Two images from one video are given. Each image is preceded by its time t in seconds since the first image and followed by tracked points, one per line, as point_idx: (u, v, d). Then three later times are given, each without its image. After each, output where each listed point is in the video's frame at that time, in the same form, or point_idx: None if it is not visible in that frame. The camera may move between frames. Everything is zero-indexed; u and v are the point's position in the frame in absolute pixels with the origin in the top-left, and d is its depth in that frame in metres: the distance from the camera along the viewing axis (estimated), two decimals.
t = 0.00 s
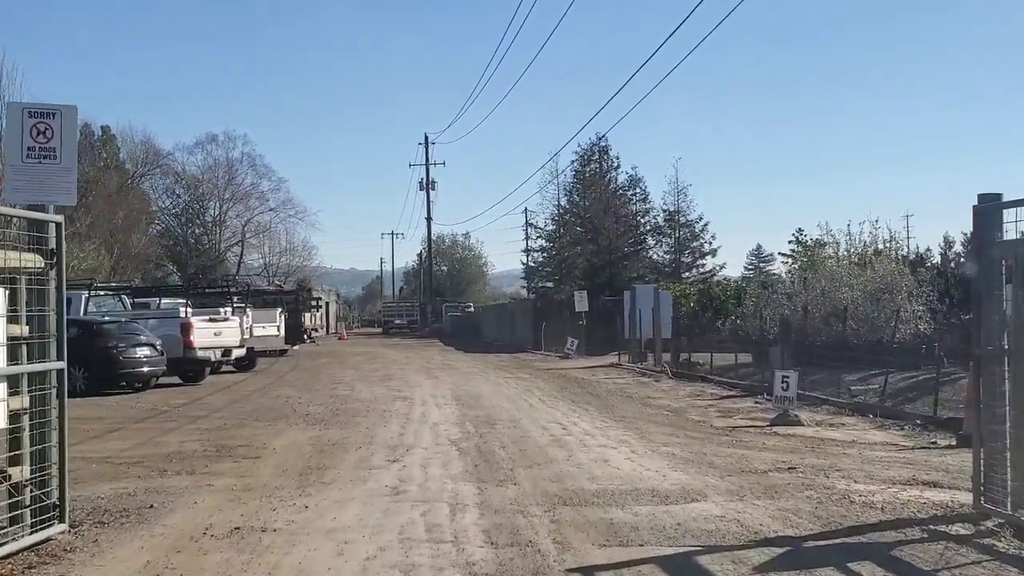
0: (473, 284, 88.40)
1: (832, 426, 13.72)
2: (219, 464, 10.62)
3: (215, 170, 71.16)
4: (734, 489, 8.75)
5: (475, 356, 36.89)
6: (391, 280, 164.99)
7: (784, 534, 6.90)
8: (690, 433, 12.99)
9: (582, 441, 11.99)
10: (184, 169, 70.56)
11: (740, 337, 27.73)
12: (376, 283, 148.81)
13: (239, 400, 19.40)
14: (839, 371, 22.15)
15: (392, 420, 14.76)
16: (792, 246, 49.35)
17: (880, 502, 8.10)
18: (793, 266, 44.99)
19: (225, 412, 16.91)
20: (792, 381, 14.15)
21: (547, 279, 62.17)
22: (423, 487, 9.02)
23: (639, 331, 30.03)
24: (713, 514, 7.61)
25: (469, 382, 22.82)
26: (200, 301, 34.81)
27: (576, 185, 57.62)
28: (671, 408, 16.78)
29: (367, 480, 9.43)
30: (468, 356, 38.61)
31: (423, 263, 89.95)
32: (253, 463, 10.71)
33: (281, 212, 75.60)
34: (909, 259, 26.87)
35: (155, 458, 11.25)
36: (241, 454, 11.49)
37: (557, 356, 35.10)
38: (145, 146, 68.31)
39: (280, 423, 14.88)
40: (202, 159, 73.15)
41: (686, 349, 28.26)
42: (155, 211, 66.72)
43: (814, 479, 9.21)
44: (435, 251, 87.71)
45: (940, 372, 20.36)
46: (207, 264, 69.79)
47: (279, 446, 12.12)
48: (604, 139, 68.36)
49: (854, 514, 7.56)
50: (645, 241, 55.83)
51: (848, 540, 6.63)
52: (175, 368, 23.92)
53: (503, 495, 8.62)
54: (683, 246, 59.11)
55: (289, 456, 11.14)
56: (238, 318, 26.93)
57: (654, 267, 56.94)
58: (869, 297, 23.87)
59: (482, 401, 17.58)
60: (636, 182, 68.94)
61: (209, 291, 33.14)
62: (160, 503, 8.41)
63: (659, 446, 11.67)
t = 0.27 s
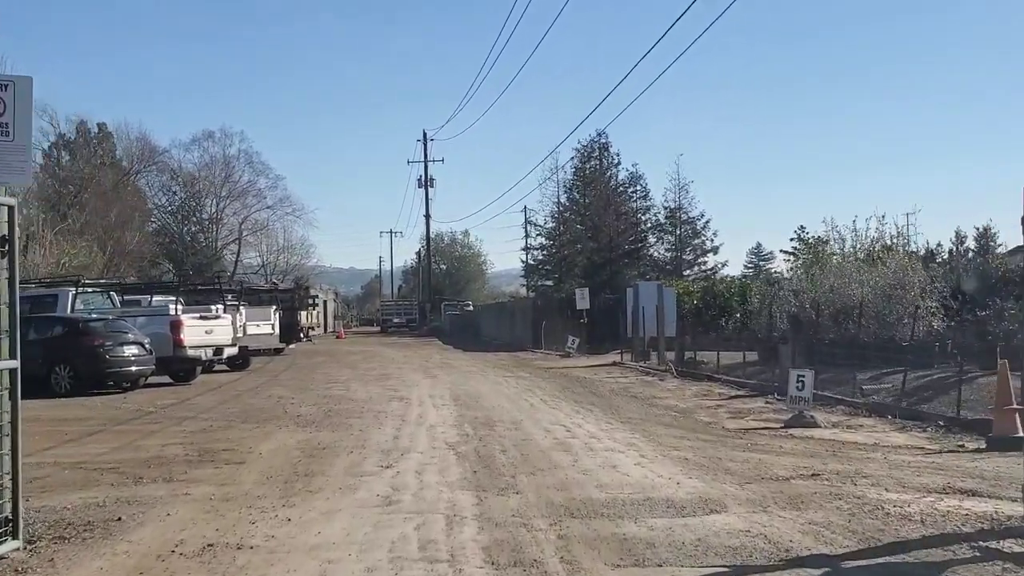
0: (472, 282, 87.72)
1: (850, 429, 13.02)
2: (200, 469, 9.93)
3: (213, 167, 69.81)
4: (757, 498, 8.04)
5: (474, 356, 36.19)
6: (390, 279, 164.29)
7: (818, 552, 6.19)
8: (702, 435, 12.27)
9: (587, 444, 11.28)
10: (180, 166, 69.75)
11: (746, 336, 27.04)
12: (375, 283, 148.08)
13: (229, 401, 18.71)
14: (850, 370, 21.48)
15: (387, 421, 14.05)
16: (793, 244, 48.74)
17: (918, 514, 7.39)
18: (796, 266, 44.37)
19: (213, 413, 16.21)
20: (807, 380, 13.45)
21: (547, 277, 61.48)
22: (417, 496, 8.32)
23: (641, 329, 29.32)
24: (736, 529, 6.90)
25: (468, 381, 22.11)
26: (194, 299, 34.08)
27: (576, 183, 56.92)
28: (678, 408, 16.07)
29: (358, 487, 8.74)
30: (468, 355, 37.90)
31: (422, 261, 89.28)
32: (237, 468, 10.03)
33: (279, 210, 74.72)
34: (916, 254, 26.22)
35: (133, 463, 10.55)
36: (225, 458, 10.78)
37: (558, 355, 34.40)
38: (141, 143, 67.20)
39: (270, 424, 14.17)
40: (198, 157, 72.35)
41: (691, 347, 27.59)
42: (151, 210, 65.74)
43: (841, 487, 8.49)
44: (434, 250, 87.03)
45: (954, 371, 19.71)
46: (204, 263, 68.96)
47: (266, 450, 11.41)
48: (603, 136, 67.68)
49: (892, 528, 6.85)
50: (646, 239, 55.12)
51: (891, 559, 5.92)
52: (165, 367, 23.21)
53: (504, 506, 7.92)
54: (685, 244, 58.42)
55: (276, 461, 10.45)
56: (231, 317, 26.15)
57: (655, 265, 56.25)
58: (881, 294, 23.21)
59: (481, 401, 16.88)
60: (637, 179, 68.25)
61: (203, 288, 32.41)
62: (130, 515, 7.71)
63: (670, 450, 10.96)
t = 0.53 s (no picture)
0: (471, 284, 87.05)
1: (871, 439, 12.32)
2: (179, 487, 9.22)
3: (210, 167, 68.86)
4: (784, 522, 7.33)
5: (473, 359, 35.50)
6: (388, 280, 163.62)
7: None
8: (715, 447, 11.56)
9: (594, 458, 10.56)
10: (176, 167, 69.01)
11: (752, 338, 26.35)
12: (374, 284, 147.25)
13: (218, 407, 18.00)
14: (861, 375, 20.80)
15: (383, 431, 13.35)
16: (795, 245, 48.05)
17: (967, 541, 6.67)
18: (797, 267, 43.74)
19: (201, 421, 15.50)
20: (826, 388, 12.76)
21: (546, 278, 60.80)
22: (411, 518, 7.61)
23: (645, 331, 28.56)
24: (766, 560, 6.19)
25: (467, 387, 21.39)
26: (187, 301, 33.36)
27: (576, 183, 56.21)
28: (687, 416, 15.35)
29: (348, 508, 8.03)
30: (466, 357, 37.21)
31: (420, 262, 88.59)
32: (220, 485, 9.32)
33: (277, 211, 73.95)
34: (927, 254, 25.51)
35: (108, 479, 9.84)
36: (207, 474, 10.08)
37: (559, 358, 33.68)
38: (137, 144, 66.36)
39: (258, 434, 13.45)
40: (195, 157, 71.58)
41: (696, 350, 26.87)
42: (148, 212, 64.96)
43: (875, 508, 7.78)
44: (432, 251, 86.35)
45: (968, 374, 19.03)
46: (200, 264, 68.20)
47: (252, 463, 10.70)
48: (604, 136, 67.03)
49: (941, 560, 6.14)
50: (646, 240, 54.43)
51: None
52: (155, 372, 22.50)
53: (507, 530, 7.20)
54: (686, 244, 57.74)
55: (262, 477, 9.72)
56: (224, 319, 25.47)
57: (656, 266, 55.56)
58: (893, 295, 22.50)
59: (481, 408, 16.17)
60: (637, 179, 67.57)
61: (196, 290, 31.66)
62: (95, 542, 6.99)
63: (683, 464, 10.24)
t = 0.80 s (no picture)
0: (470, 283, 86.35)
1: (895, 447, 11.61)
2: (154, 502, 8.51)
3: (206, 166, 68.35)
4: (819, 545, 6.61)
5: (472, 360, 34.79)
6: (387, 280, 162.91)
7: None
8: (731, 456, 10.84)
9: (603, 469, 9.84)
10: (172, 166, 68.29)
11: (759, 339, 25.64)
12: (372, 284, 146.49)
13: (207, 411, 17.28)
14: (874, 378, 20.09)
15: (378, 438, 12.64)
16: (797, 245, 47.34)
17: None
18: (800, 267, 43.01)
19: (187, 427, 14.79)
20: (845, 392, 12.05)
21: (546, 278, 60.10)
22: (405, 541, 6.88)
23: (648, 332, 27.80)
24: None
25: (466, 390, 20.67)
26: (180, 301, 32.65)
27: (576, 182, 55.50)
28: (697, 421, 14.63)
29: (336, 527, 7.33)
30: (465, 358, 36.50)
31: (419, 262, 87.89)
32: (199, 500, 8.61)
33: (274, 210, 73.22)
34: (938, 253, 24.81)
35: (79, 493, 9.14)
36: (186, 486, 9.36)
37: (559, 359, 32.94)
38: (133, 143, 65.57)
39: (246, 442, 12.74)
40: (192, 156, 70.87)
41: (701, 352, 26.16)
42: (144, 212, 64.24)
43: (916, 528, 7.06)
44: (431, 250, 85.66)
45: (985, 378, 18.32)
46: (195, 264, 67.52)
47: (236, 475, 9.98)
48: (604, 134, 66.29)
49: None
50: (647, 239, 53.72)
51: None
52: (144, 374, 21.79)
53: (511, 554, 6.49)
54: (687, 244, 57.02)
55: (245, 490, 9.01)
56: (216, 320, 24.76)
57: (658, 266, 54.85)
58: (905, 295, 21.77)
59: (482, 413, 15.45)
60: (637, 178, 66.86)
61: (189, 290, 30.94)
62: (52, 570, 6.28)
63: (698, 475, 9.53)
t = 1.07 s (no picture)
0: (469, 286, 85.67)
1: (922, 458, 10.92)
2: (124, 522, 7.80)
3: (203, 167, 67.77)
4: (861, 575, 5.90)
5: (472, 363, 34.10)
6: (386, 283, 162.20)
7: None
8: (748, 468, 10.14)
9: (612, 483, 9.14)
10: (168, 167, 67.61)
11: (767, 343, 24.95)
12: (371, 287, 145.75)
13: (195, 418, 16.57)
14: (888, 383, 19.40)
15: (372, 448, 11.93)
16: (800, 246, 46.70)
17: None
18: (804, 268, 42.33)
19: (172, 436, 14.08)
20: (869, 398, 11.42)
21: (546, 280, 59.38)
22: (397, 569, 6.17)
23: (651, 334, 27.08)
24: None
25: (466, 394, 19.97)
26: (172, 303, 31.94)
27: (575, 184, 54.80)
28: (708, 429, 13.94)
29: (321, 552, 6.63)
30: (465, 361, 35.81)
31: (418, 264, 87.21)
32: (174, 519, 7.91)
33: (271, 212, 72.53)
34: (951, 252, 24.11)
35: (45, 511, 8.44)
36: (161, 503, 8.65)
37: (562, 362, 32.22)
38: (129, 143, 64.89)
39: (232, 452, 12.04)
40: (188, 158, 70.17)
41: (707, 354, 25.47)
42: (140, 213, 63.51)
43: (967, 553, 6.35)
44: (430, 252, 84.98)
45: (1005, 382, 17.64)
46: (192, 266, 66.84)
47: (216, 490, 9.27)
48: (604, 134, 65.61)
49: None
50: (648, 240, 53.01)
51: None
52: (132, 379, 21.08)
53: None
54: (689, 245, 56.34)
55: (225, 508, 8.31)
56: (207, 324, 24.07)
57: (660, 268, 54.11)
58: (920, 296, 21.07)
59: (482, 420, 14.74)
60: (638, 179, 66.22)
61: (181, 292, 30.22)
62: None
63: (715, 490, 8.83)
